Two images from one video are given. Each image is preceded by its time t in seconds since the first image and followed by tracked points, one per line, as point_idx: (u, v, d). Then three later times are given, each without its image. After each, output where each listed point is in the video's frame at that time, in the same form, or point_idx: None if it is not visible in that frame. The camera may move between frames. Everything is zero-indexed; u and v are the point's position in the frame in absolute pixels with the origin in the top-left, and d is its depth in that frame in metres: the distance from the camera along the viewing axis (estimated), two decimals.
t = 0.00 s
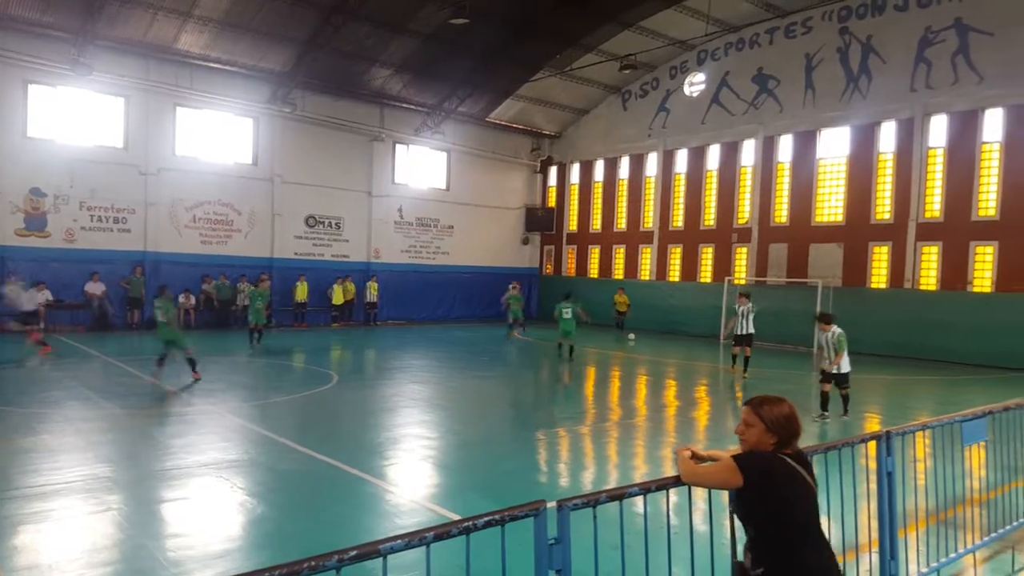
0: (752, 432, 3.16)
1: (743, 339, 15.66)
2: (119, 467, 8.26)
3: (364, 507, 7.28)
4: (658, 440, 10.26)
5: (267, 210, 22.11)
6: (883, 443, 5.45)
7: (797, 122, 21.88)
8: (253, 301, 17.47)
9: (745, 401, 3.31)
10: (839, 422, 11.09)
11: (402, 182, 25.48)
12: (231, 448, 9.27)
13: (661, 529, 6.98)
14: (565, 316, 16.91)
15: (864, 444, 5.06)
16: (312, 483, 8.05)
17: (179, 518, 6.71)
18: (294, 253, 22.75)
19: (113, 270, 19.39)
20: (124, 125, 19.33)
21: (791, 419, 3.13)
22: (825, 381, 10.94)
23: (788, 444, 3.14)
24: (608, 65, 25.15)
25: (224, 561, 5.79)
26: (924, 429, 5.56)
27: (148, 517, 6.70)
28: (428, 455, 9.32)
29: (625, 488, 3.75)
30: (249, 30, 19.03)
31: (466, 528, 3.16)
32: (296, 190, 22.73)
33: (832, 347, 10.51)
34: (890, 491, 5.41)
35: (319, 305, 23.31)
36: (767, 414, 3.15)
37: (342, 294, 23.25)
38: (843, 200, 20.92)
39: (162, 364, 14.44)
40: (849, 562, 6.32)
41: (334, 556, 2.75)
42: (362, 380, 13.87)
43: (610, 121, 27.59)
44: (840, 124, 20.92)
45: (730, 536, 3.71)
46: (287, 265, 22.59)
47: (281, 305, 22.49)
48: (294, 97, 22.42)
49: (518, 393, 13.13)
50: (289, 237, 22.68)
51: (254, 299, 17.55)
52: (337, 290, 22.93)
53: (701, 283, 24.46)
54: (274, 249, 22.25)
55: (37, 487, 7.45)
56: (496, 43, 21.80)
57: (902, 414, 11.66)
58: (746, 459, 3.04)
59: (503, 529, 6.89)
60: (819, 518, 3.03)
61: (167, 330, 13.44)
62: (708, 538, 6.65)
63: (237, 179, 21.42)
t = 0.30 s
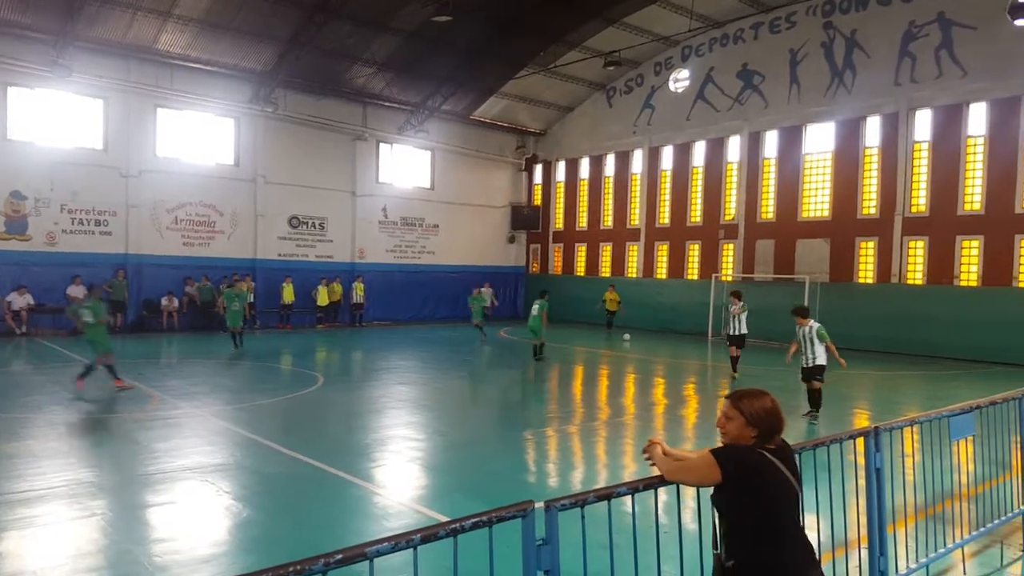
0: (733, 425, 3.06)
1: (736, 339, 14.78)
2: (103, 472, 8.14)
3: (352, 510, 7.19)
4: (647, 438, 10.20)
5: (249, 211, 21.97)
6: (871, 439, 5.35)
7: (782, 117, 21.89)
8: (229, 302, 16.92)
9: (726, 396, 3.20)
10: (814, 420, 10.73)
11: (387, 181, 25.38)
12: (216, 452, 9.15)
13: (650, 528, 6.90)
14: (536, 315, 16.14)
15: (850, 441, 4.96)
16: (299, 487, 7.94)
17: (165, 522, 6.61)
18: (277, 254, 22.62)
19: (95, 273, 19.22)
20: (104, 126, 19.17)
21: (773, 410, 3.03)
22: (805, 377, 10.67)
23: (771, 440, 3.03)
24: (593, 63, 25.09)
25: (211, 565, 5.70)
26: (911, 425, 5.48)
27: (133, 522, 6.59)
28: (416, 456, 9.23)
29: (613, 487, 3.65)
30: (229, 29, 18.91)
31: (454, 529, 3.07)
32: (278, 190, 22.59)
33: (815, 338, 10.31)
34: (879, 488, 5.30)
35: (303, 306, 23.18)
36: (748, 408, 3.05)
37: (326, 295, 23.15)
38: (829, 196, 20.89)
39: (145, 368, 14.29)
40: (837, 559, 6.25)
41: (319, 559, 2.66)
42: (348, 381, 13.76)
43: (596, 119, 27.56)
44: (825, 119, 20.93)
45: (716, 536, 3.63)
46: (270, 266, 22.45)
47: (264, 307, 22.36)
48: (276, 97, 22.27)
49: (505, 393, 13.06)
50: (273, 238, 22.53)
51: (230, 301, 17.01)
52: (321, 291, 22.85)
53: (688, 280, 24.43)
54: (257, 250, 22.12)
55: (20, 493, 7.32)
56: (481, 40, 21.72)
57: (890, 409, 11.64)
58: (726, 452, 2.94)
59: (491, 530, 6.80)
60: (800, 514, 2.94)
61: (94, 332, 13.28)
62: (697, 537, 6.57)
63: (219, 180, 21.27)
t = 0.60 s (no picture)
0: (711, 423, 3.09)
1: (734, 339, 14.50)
2: (94, 473, 8.09)
3: (344, 510, 7.18)
4: (640, 436, 10.22)
5: (240, 211, 21.90)
6: (862, 436, 5.31)
7: (771, 116, 21.97)
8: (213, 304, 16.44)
9: (715, 391, 3.17)
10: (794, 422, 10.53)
11: (378, 181, 25.34)
12: (207, 453, 9.13)
13: (643, 526, 6.90)
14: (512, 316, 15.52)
15: (842, 437, 4.93)
16: (291, 487, 7.91)
17: (157, 524, 6.58)
18: (268, 254, 22.56)
19: (84, 274, 19.14)
20: (93, 126, 19.08)
21: (745, 420, 2.95)
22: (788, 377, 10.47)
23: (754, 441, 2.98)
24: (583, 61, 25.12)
25: (204, 567, 5.68)
26: (902, 421, 5.45)
27: (124, 524, 6.56)
28: (408, 456, 9.21)
29: (605, 485, 3.63)
30: (219, 28, 18.83)
31: (447, 528, 3.03)
32: (269, 190, 22.52)
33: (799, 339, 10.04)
34: (870, 485, 5.27)
35: (294, 306, 23.13)
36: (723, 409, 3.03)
37: (317, 295, 23.09)
38: (819, 193, 20.98)
39: (136, 369, 14.23)
40: (828, 555, 6.25)
41: (311, 559, 2.63)
42: (339, 381, 13.73)
43: (586, 117, 27.59)
44: (815, 117, 20.99)
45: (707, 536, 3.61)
46: (262, 266, 22.39)
47: (256, 307, 22.31)
48: (266, 96, 22.19)
49: (498, 392, 13.06)
50: (263, 238, 22.47)
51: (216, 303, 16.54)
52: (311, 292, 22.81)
53: (679, 278, 24.48)
54: (248, 250, 22.05)
55: (9, 496, 7.27)
56: (471, 39, 21.69)
57: (881, 406, 11.69)
58: (710, 453, 2.95)
59: (483, 530, 6.80)
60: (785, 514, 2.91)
61: (3, 337, 12.96)
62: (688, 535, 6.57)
63: (208, 180, 21.17)
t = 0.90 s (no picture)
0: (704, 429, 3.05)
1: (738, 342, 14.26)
2: (89, 474, 8.08)
3: (339, 510, 7.17)
4: (634, 435, 10.23)
5: (234, 211, 21.87)
6: (857, 433, 5.29)
7: (765, 114, 21.99)
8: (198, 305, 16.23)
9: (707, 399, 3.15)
10: (787, 422, 10.46)
11: (372, 180, 25.31)
12: (202, 453, 9.11)
13: (638, 524, 6.90)
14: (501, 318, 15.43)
15: (837, 435, 4.92)
16: (287, 487, 7.89)
17: (153, 524, 6.57)
18: (263, 253, 22.53)
19: (79, 274, 19.11)
20: (87, 126, 19.05)
21: (738, 422, 2.97)
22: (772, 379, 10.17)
23: (745, 446, 2.99)
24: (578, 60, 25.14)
25: (200, 567, 5.67)
26: (896, 418, 5.44)
27: (120, 524, 6.54)
28: (403, 455, 9.20)
29: (600, 484, 3.60)
30: (212, 28, 18.80)
31: (441, 528, 3.02)
32: (263, 189, 22.49)
33: (782, 340, 9.75)
34: (865, 483, 5.25)
35: (289, 306, 23.11)
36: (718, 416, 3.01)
37: (311, 295, 23.06)
38: (814, 191, 21.01)
39: (130, 369, 14.22)
40: (823, 554, 6.23)
41: (307, 560, 2.61)
42: (334, 381, 13.71)
43: (581, 117, 27.58)
44: (809, 116, 21.02)
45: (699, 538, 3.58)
46: (256, 266, 22.38)
47: (250, 307, 22.28)
48: (260, 95, 22.15)
49: (492, 391, 13.07)
50: (258, 237, 22.45)
51: (200, 303, 16.15)
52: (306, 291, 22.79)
53: (674, 277, 24.50)
54: (243, 250, 22.04)
55: (4, 497, 7.25)
56: (466, 38, 21.67)
57: (875, 404, 11.71)
58: (704, 456, 2.93)
59: (478, 529, 6.79)
60: (777, 517, 2.90)
61: None
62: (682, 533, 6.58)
63: (202, 180, 21.14)
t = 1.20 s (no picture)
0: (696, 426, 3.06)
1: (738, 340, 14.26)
2: (87, 474, 8.07)
3: (337, 510, 7.16)
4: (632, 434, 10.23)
5: (230, 211, 21.85)
6: (854, 432, 5.27)
7: (762, 113, 22.00)
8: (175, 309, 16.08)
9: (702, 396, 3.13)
10: (783, 421, 10.47)
11: (369, 180, 25.29)
12: (199, 453, 9.10)
13: (635, 523, 6.90)
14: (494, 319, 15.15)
15: (833, 434, 4.91)
16: (284, 487, 7.88)
17: (150, 525, 6.56)
18: (259, 253, 22.52)
19: (75, 274, 19.08)
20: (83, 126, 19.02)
21: (728, 418, 2.96)
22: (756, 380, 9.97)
23: (738, 442, 2.97)
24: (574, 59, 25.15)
25: (197, 567, 5.67)
26: (893, 417, 5.43)
27: (118, 525, 6.53)
28: (400, 455, 9.19)
29: (597, 483, 3.58)
30: (208, 28, 18.77)
31: (438, 528, 3.00)
32: (260, 189, 22.47)
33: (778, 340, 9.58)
34: (861, 482, 5.24)
35: (286, 306, 23.08)
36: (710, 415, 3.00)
37: (308, 295, 23.03)
38: (811, 189, 21.01)
39: (127, 369, 14.20)
40: (821, 553, 6.22)
41: (303, 560, 2.60)
42: (331, 381, 13.70)
43: (578, 115, 27.55)
44: (806, 114, 21.01)
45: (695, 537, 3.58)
46: (253, 266, 22.35)
47: (247, 307, 22.27)
48: (256, 95, 22.12)
49: (490, 391, 13.06)
50: (255, 237, 22.44)
51: (176, 307, 16.20)
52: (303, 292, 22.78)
53: (672, 275, 24.51)
54: (239, 250, 22.02)
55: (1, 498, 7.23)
56: (463, 37, 21.67)
57: (872, 402, 11.73)
58: (698, 456, 2.93)
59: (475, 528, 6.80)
60: (771, 515, 2.90)
61: None
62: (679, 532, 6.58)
63: (198, 180, 21.11)
